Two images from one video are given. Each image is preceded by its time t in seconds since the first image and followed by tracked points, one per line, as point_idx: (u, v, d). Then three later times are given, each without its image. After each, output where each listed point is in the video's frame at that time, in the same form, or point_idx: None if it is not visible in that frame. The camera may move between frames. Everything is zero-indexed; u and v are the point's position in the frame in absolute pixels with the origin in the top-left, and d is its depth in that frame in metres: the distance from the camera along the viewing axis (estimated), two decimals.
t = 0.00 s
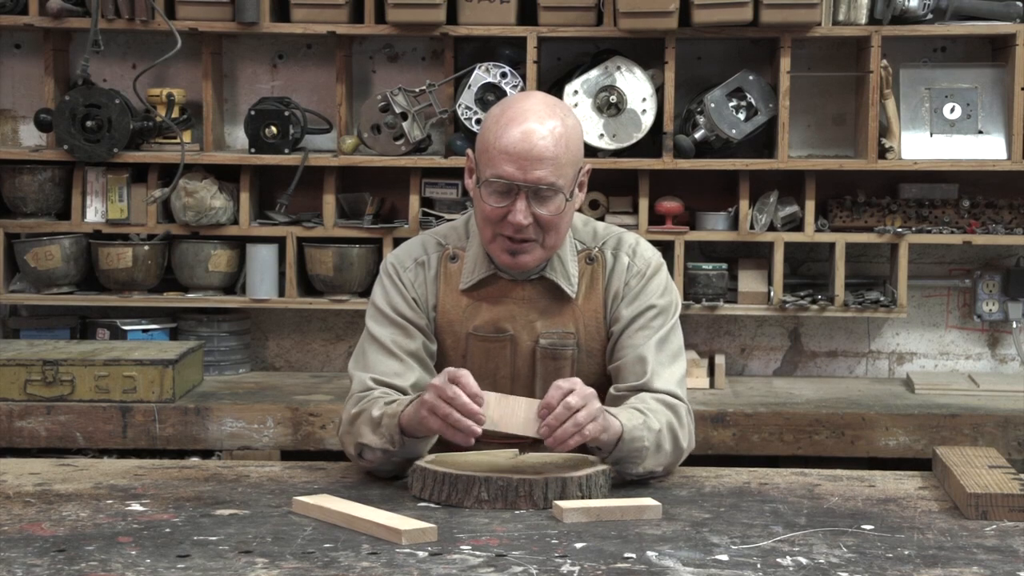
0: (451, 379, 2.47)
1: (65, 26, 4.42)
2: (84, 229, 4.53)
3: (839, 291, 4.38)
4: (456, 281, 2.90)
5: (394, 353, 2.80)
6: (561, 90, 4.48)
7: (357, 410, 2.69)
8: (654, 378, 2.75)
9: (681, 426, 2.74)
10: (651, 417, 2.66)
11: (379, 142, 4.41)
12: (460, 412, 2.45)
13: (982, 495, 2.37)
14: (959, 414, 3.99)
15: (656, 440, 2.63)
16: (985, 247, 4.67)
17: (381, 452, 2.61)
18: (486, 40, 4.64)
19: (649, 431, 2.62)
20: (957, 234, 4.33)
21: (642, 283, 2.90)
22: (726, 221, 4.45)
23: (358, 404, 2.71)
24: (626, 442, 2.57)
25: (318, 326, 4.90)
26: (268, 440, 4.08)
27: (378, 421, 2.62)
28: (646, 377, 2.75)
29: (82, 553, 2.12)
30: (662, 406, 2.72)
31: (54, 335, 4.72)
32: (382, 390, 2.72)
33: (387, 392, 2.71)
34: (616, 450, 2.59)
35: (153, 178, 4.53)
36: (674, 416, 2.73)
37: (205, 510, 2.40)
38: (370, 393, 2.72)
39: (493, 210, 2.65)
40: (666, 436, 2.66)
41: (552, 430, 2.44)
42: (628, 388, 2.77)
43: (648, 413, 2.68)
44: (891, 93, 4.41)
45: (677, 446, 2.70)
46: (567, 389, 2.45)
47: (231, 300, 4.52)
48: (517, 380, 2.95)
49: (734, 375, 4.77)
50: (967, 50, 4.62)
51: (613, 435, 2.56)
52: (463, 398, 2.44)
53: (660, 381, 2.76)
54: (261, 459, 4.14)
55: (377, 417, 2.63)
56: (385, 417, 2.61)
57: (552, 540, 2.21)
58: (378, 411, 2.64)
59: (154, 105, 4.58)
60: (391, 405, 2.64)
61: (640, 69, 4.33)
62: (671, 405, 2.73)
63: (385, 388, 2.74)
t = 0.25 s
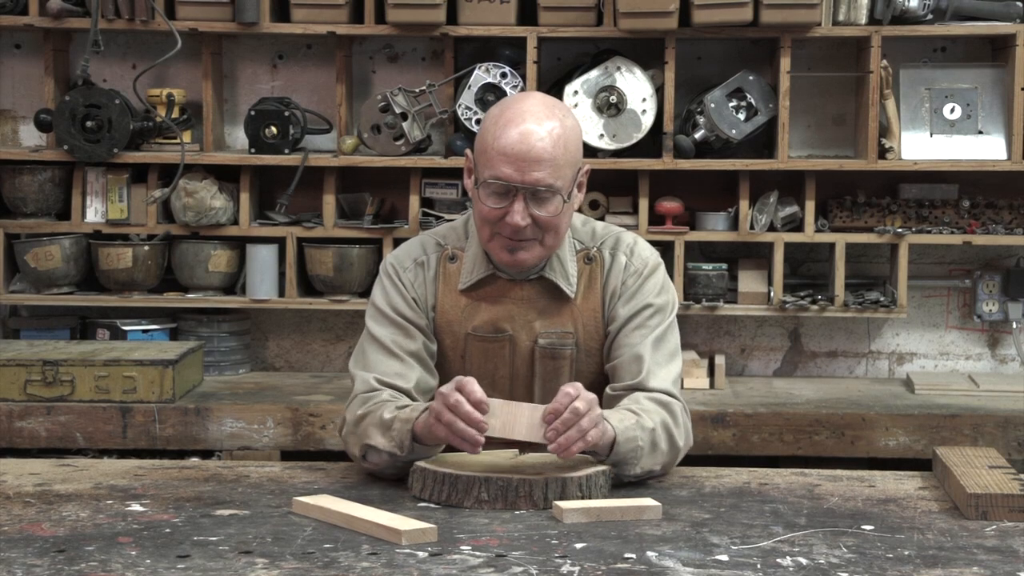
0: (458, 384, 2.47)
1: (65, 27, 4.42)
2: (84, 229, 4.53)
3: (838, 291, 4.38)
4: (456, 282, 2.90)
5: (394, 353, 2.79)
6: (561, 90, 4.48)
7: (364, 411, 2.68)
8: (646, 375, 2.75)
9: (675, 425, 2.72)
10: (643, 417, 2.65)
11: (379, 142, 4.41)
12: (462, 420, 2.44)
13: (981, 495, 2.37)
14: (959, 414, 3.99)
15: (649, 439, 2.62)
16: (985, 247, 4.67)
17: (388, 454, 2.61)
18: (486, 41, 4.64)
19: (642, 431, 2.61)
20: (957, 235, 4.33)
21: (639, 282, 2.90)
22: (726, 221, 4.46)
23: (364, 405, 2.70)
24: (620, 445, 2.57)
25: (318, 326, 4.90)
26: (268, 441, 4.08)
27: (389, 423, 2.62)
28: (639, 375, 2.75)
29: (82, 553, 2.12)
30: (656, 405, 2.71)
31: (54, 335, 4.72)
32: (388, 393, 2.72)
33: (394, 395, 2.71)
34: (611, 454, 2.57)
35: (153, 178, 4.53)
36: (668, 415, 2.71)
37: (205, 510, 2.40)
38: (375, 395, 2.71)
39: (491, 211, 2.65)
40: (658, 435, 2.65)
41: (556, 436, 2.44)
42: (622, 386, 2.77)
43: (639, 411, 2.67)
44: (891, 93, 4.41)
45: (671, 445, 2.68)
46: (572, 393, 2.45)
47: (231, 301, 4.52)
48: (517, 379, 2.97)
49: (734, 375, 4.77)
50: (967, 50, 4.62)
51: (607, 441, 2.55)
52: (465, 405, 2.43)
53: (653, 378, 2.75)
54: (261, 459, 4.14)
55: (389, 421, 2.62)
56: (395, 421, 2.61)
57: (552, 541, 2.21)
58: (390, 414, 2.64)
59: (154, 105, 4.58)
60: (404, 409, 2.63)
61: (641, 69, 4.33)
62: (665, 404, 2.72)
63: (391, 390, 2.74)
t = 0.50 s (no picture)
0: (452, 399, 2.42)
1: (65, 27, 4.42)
2: (84, 230, 4.53)
3: (839, 292, 4.38)
4: (455, 271, 2.87)
5: (401, 337, 2.79)
6: (561, 90, 4.48)
7: (368, 396, 2.68)
8: (630, 342, 2.71)
9: (661, 393, 2.69)
10: (633, 399, 2.59)
11: (379, 142, 4.41)
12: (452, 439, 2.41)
13: (981, 496, 2.37)
14: (959, 414, 3.99)
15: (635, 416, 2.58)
16: (985, 247, 4.67)
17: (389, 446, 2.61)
18: (485, 41, 4.64)
19: (630, 415, 2.56)
20: (957, 235, 4.33)
21: (626, 258, 2.88)
22: (726, 222, 4.46)
23: (369, 390, 2.70)
24: (611, 438, 2.50)
25: (318, 326, 4.90)
26: (268, 441, 4.08)
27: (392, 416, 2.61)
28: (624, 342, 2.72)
29: (82, 554, 2.12)
30: (645, 376, 2.67)
31: (54, 335, 4.72)
32: (393, 378, 2.72)
33: (399, 382, 2.71)
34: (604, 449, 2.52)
35: (154, 178, 4.53)
36: (654, 384, 2.68)
37: (205, 510, 2.40)
38: (381, 379, 2.71)
39: (487, 207, 2.65)
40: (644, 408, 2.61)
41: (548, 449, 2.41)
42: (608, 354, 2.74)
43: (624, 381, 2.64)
44: (891, 94, 4.41)
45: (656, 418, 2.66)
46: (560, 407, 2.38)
47: (231, 301, 4.52)
48: (515, 367, 2.94)
49: (734, 375, 4.77)
50: (967, 51, 4.62)
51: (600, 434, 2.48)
52: (453, 425, 2.39)
53: (637, 344, 2.72)
54: (261, 460, 4.14)
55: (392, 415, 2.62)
56: (399, 416, 2.60)
57: (551, 541, 2.21)
58: (392, 408, 2.62)
59: (154, 106, 4.58)
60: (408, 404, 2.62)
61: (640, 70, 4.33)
62: (651, 375, 2.68)
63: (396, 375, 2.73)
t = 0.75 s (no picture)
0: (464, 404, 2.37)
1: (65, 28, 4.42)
2: (84, 230, 4.53)
3: (839, 292, 4.38)
4: (454, 259, 2.92)
5: (405, 313, 2.79)
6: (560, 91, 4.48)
7: (370, 368, 2.62)
8: (630, 320, 2.72)
9: (663, 367, 2.67)
10: (637, 375, 2.58)
11: (379, 143, 4.41)
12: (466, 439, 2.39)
13: (981, 496, 2.37)
14: (959, 414, 3.99)
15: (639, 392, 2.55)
16: (985, 247, 4.67)
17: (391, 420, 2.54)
18: (486, 41, 4.64)
19: (634, 391, 2.54)
20: (957, 235, 4.33)
21: (623, 245, 2.93)
22: (726, 222, 4.46)
23: (371, 362, 2.64)
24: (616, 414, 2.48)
25: (318, 327, 4.90)
26: (268, 441, 4.08)
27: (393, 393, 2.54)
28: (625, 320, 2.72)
29: (82, 554, 2.12)
30: (647, 353, 2.66)
31: (54, 336, 4.72)
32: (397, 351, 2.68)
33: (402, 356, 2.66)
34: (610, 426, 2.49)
35: (154, 179, 4.53)
36: (656, 359, 2.66)
37: (205, 511, 2.40)
38: (384, 352, 2.66)
39: (485, 190, 2.68)
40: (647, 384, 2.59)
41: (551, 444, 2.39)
42: (609, 333, 2.73)
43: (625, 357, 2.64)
44: (891, 94, 4.41)
45: (659, 395, 2.64)
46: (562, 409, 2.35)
47: (231, 302, 4.52)
48: (513, 355, 2.97)
49: (734, 376, 4.77)
50: (967, 51, 4.62)
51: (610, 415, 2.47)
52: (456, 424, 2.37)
53: (637, 323, 2.72)
54: (261, 460, 4.14)
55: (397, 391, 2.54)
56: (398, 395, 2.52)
57: (551, 541, 2.21)
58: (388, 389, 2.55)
59: (154, 106, 4.58)
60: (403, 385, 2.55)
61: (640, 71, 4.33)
62: (652, 351, 2.67)
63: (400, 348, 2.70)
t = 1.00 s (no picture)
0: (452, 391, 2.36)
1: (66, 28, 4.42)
2: (84, 230, 4.53)
3: (839, 293, 4.38)
4: (451, 251, 2.94)
5: (394, 314, 2.79)
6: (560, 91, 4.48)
7: (353, 370, 2.63)
8: (637, 314, 2.72)
9: (669, 358, 2.67)
10: (642, 360, 2.58)
11: (379, 143, 4.41)
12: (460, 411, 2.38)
13: (981, 496, 2.37)
14: (959, 415, 3.99)
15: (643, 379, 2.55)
16: (985, 248, 4.67)
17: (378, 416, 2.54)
18: (486, 42, 4.64)
19: (639, 375, 2.54)
20: (957, 236, 4.33)
21: (624, 239, 2.93)
22: (726, 222, 4.45)
23: (355, 363, 2.66)
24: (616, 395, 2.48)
25: (318, 327, 4.90)
26: (268, 441, 4.08)
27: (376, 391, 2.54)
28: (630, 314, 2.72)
29: (82, 555, 2.12)
30: (653, 343, 2.66)
31: (54, 336, 4.72)
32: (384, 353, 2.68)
33: (386, 357, 2.67)
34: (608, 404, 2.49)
35: (154, 179, 4.53)
36: (662, 350, 2.66)
37: (205, 511, 2.40)
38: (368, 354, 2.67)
39: (484, 180, 2.70)
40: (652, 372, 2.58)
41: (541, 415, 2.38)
42: (614, 327, 2.73)
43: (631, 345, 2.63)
44: (891, 94, 4.41)
45: (663, 384, 2.62)
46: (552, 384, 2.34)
47: (231, 302, 4.52)
48: (511, 346, 2.97)
49: (734, 376, 4.77)
50: (967, 51, 4.62)
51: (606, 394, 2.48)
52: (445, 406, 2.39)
53: (643, 317, 2.72)
54: (261, 460, 4.13)
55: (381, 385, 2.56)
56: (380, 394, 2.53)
57: (551, 541, 2.21)
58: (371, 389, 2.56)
59: (154, 107, 4.58)
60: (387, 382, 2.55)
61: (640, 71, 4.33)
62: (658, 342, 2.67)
63: (387, 351, 2.70)
